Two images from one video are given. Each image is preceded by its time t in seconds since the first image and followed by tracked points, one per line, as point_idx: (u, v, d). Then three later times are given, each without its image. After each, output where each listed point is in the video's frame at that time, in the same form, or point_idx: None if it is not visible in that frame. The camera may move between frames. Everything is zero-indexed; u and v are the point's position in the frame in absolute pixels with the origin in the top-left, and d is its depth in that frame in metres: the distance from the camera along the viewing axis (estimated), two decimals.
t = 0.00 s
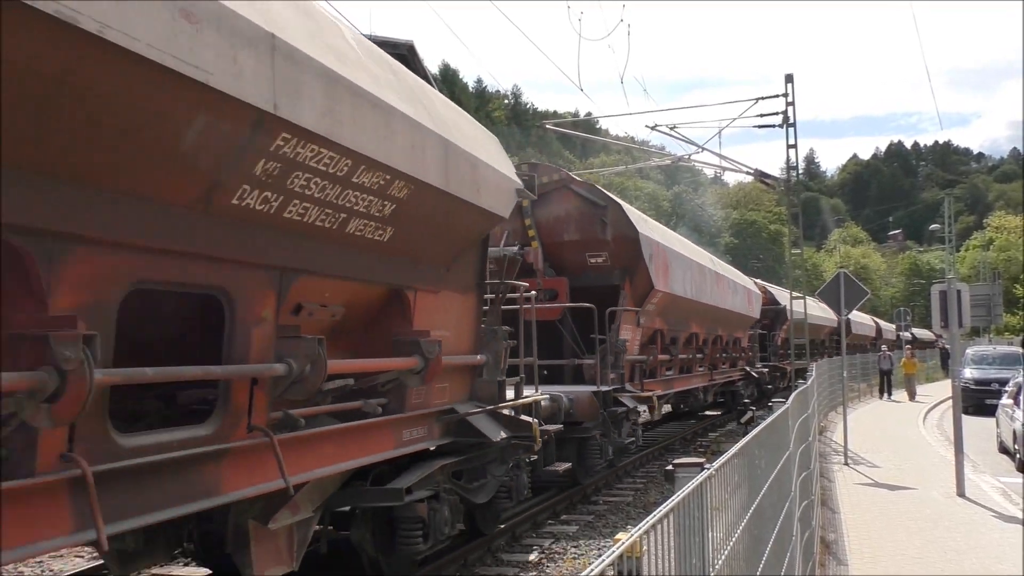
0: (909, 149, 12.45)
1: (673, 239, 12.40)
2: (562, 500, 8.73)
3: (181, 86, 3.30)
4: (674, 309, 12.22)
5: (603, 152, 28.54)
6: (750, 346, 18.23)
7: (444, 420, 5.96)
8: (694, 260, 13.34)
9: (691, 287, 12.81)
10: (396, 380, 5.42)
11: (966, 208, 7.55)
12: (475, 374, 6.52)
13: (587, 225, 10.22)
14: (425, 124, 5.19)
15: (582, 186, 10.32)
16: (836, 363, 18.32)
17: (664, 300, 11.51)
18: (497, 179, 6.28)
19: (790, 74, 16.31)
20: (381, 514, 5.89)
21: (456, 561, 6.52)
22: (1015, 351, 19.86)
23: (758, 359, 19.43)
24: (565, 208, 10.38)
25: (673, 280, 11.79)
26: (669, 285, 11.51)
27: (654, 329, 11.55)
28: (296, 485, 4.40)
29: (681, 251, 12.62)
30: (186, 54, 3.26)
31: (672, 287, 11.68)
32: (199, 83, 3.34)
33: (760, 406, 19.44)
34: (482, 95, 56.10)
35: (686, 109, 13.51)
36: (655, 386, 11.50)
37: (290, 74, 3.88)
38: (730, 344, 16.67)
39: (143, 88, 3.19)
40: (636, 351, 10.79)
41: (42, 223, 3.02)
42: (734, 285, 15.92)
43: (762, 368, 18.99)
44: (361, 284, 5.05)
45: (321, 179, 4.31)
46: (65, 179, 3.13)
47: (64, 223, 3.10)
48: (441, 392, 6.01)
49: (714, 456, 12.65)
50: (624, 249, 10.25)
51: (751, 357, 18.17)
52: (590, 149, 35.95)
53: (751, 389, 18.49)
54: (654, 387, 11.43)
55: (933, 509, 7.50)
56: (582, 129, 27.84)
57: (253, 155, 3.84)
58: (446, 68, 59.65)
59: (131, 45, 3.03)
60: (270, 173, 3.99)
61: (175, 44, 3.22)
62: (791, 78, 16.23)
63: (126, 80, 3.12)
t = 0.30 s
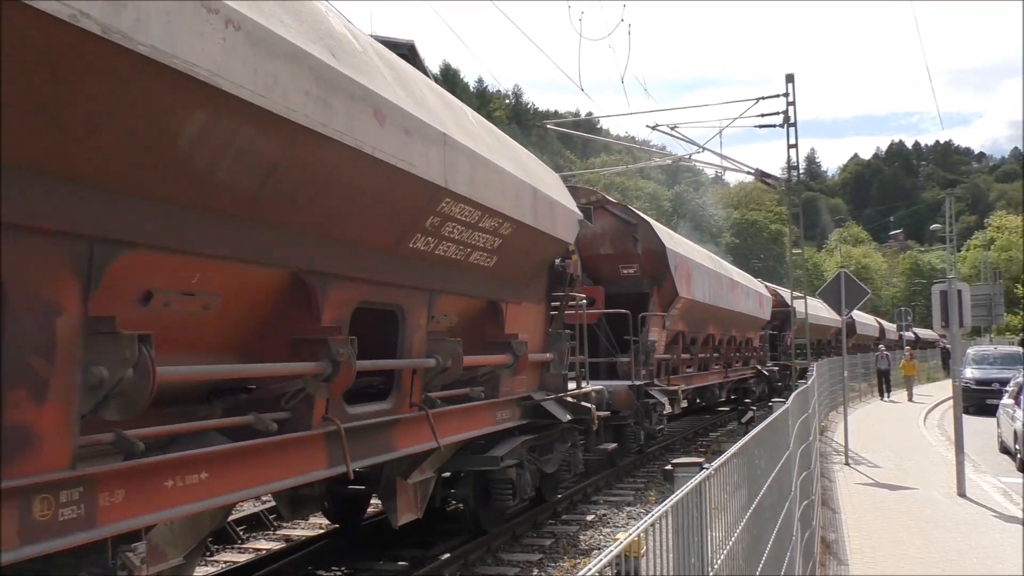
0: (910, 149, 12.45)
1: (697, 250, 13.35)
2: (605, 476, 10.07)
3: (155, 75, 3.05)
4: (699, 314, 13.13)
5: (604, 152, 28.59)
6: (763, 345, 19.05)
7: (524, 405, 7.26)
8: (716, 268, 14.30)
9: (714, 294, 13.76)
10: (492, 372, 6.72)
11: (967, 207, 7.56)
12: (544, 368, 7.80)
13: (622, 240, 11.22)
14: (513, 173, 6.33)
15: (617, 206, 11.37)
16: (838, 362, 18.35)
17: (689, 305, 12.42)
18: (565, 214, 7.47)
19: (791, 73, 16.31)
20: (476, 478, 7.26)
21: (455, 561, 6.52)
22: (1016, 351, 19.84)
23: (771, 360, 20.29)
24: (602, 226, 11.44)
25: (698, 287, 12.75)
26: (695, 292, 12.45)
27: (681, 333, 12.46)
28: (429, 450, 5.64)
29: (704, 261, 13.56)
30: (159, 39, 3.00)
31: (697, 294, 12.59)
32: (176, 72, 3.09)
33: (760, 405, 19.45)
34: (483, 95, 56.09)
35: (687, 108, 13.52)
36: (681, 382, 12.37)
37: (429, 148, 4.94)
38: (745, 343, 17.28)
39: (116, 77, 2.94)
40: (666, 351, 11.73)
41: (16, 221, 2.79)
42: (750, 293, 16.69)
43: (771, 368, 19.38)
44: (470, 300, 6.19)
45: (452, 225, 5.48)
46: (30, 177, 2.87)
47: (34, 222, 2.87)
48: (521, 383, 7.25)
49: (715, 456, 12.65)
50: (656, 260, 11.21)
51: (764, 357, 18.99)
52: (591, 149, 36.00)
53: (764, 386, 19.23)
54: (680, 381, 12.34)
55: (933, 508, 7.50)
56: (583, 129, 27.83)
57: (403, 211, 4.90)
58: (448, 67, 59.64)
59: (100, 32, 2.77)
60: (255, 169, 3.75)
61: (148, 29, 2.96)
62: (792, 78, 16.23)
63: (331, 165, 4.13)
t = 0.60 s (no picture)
0: (912, 149, 12.45)
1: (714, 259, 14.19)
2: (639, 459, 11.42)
3: (145, 74, 3.10)
4: (716, 317, 13.99)
5: (605, 151, 28.62)
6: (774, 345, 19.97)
7: (579, 394, 8.66)
8: (732, 275, 15.13)
9: (730, 299, 14.59)
10: (555, 367, 8.16)
11: (968, 207, 7.55)
12: (592, 365, 9.14)
13: (648, 252, 12.01)
14: (573, 207, 7.73)
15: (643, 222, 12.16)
16: (839, 363, 18.35)
17: (705, 311, 13.25)
18: (611, 237, 8.93)
19: (792, 73, 16.30)
20: (542, 454, 8.58)
21: (456, 561, 6.52)
22: (1017, 351, 19.82)
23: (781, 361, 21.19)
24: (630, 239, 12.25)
25: (715, 293, 13.58)
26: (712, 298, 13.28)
27: (699, 335, 13.32)
28: (514, 424, 7.09)
29: (721, 268, 14.39)
30: (143, 32, 3.00)
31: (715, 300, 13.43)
32: (162, 66, 3.10)
33: (761, 405, 19.43)
34: (484, 96, 56.11)
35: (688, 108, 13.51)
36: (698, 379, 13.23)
37: (521, 195, 6.38)
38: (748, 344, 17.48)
39: (107, 73, 2.99)
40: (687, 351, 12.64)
41: (11, 220, 2.89)
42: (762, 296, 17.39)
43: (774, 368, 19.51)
44: (516, 306, 7.13)
45: (536, 251, 6.99)
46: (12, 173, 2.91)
47: (30, 222, 2.96)
48: (573, 377, 8.62)
49: (715, 456, 12.65)
50: (677, 270, 12.01)
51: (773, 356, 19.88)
52: (592, 149, 35.98)
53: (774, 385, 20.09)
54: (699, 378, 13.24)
55: (934, 508, 7.49)
56: (584, 129, 27.79)
57: (502, 243, 6.34)
58: (448, 67, 59.74)
59: (79, 23, 2.77)
60: (252, 163, 3.83)
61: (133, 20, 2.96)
62: (793, 77, 16.23)
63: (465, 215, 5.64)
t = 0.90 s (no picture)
0: (912, 148, 12.47)
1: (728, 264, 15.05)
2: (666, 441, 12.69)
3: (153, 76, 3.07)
4: (732, 319, 14.91)
5: (605, 151, 28.63)
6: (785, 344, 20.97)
7: (619, 386, 9.83)
8: (745, 278, 16.03)
9: (744, 302, 15.49)
10: (601, 363, 9.26)
11: (969, 206, 7.56)
12: (628, 361, 10.30)
13: (669, 260, 12.86)
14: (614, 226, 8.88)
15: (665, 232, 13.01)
16: (839, 361, 18.37)
17: (722, 314, 14.13)
18: (649, 250, 10.14)
19: (793, 72, 16.31)
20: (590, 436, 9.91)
21: (458, 559, 6.53)
22: (1018, 350, 19.83)
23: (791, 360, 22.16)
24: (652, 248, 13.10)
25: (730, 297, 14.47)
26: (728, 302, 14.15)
27: (716, 336, 14.22)
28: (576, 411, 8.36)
29: (735, 273, 15.28)
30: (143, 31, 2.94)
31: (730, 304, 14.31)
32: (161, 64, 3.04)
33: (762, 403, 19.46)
34: (484, 96, 56.12)
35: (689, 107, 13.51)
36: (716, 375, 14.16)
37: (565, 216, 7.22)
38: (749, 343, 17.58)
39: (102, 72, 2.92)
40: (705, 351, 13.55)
41: (15, 222, 2.85)
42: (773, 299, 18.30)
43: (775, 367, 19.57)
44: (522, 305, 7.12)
45: (591, 267, 8.24)
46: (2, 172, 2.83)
47: (38, 223, 2.95)
48: (614, 371, 9.74)
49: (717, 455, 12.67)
50: (696, 276, 12.87)
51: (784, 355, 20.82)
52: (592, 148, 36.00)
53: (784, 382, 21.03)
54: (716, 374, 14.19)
55: (934, 507, 7.50)
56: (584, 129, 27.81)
57: (536, 252, 6.85)
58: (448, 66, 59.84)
59: (69, 18, 2.68)
60: (253, 171, 3.80)
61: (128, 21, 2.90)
62: (794, 76, 16.25)
63: (507, 230, 6.17)
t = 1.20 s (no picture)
0: (914, 146, 12.45)
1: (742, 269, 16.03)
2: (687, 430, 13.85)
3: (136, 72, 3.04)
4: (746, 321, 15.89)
5: (607, 150, 28.59)
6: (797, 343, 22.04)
7: (649, 379, 11.05)
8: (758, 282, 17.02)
9: (756, 305, 16.46)
10: (633, 360, 10.57)
11: (971, 205, 7.54)
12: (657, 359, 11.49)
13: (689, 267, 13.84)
14: (648, 241, 10.11)
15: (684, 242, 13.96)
16: (840, 360, 18.37)
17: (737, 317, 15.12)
18: (672, 258, 11.25)
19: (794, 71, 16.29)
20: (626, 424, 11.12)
21: (459, 559, 6.53)
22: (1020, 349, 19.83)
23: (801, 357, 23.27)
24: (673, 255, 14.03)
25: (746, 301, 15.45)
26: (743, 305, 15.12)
27: (732, 338, 15.24)
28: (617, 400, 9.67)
29: (749, 278, 16.27)
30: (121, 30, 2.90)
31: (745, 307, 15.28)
32: (138, 60, 2.99)
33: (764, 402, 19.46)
34: (485, 95, 56.15)
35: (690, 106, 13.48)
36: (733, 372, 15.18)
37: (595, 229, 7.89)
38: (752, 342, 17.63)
39: (142, 90, 3.11)
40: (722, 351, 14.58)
41: None
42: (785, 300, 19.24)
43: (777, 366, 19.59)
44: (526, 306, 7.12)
45: (630, 277, 9.42)
46: None
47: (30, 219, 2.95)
48: (643, 366, 10.88)
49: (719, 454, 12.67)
50: (714, 282, 13.80)
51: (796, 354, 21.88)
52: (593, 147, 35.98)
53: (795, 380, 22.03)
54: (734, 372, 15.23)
55: (936, 506, 7.49)
56: (585, 128, 27.75)
57: (544, 258, 6.91)
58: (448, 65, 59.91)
59: (48, 13, 2.62)
60: (253, 174, 3.84)
61: (173, 47, 3.12)
62: (795, 75, 16.23)
63: (515, 235, 6.22)
